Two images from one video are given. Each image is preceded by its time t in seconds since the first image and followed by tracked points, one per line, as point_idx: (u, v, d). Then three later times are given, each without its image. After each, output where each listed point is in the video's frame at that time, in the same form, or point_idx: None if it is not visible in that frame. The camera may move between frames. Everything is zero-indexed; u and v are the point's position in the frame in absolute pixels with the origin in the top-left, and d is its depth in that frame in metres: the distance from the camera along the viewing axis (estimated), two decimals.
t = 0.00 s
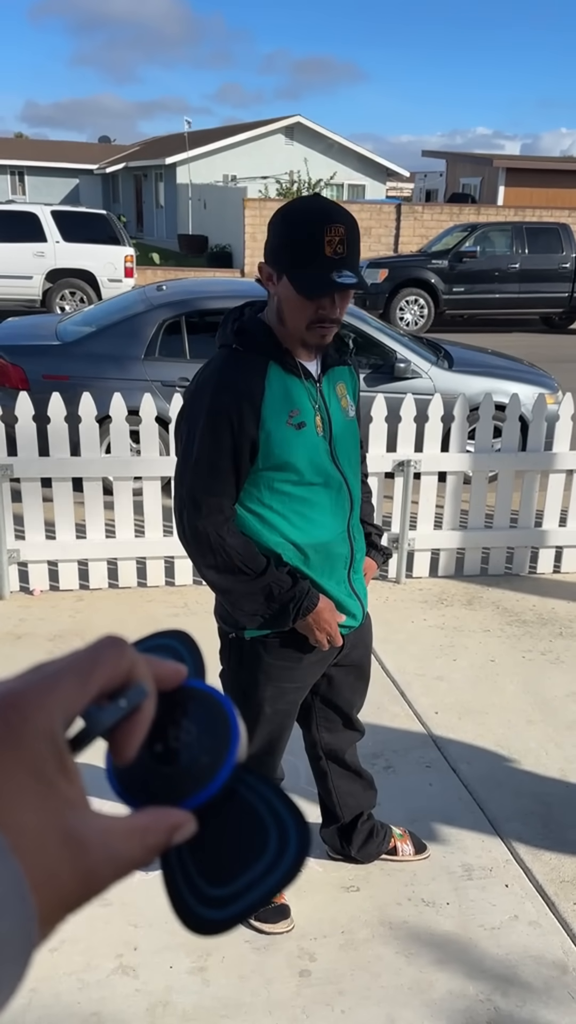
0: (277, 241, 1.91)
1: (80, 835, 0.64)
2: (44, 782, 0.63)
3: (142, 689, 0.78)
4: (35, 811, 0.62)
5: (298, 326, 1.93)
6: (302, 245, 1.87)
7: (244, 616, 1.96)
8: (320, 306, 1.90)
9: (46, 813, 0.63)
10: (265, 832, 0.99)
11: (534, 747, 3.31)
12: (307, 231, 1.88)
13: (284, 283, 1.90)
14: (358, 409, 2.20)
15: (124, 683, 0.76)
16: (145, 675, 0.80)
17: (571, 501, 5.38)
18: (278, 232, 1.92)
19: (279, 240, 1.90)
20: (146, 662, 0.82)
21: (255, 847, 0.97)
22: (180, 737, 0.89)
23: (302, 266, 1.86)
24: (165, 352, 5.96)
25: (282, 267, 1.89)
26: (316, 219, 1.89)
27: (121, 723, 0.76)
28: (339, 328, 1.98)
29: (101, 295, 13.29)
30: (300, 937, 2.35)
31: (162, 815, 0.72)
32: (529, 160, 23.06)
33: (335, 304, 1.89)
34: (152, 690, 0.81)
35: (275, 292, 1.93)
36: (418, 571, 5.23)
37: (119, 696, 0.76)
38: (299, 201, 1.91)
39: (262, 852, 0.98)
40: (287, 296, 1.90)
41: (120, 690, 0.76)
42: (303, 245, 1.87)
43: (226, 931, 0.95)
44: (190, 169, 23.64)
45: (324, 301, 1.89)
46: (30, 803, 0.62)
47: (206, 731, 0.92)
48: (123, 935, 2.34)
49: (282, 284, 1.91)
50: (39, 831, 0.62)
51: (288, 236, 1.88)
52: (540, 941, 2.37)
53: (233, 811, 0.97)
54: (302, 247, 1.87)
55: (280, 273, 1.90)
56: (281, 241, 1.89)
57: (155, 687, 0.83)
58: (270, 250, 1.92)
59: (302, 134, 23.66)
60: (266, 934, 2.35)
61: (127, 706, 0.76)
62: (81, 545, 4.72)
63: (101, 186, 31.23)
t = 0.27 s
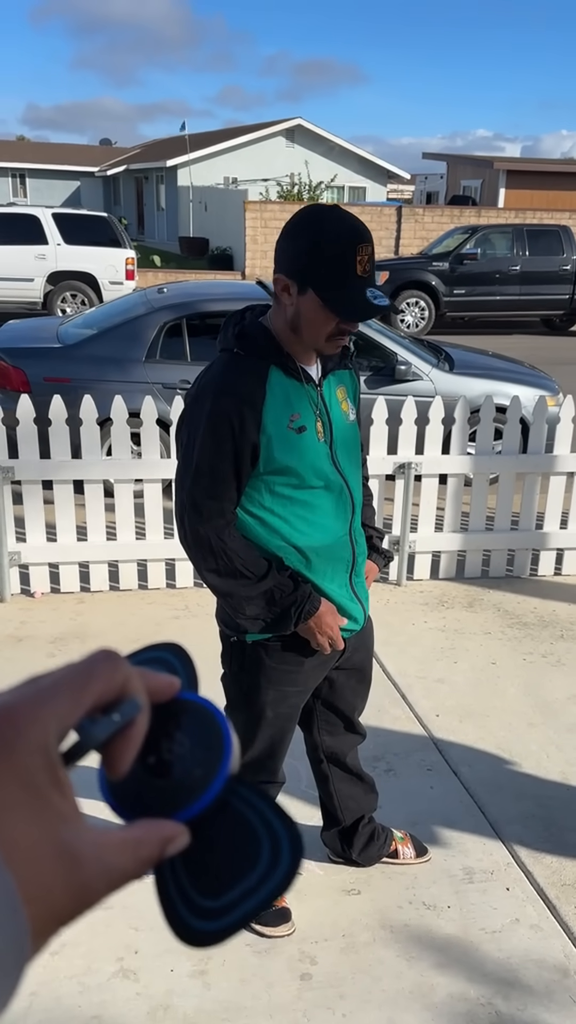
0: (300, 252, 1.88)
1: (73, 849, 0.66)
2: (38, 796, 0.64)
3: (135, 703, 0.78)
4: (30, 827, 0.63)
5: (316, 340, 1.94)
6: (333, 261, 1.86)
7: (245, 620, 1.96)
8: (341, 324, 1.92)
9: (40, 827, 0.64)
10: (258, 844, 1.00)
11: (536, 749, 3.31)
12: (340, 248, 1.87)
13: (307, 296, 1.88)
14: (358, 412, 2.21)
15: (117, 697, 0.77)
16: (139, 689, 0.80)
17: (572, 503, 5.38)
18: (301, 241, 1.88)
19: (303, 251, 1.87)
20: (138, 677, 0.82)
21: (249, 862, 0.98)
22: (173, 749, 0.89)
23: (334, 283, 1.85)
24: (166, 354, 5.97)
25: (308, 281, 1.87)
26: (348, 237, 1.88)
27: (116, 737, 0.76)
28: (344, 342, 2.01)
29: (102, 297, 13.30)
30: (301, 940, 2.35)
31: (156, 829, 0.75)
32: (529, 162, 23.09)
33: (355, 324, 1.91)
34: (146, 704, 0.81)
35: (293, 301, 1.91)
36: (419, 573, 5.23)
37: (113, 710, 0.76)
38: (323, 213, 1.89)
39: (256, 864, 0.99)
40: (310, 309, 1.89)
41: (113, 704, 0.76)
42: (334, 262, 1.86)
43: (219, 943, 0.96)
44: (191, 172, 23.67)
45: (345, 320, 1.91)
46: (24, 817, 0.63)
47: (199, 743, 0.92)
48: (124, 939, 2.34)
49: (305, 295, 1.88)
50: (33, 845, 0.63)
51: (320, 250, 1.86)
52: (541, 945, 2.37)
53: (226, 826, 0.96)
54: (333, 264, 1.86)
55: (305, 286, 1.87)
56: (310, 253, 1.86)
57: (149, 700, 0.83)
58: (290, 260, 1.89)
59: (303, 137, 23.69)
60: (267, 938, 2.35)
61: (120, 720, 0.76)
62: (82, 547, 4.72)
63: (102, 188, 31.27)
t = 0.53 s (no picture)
0: (310, 260, 1.88)
1: (83, 857, 0.68)
2: (48, 803, 0.66)
3: (148, 711, 0.79)
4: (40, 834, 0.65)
5: (324, 348, 1.95)
6: (344, 271, 1.87)
7: (246, 625, 1.96)
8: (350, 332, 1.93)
9: (50, 835, 0.66)
10: (269, 852, 1.02)
11: (537, 754, 3.30)
12: (352, 258, 1.88)
13: (317, 305, 1.89)
14: (360, 416, 2.21)
15: (130, 705, 0.78)
16: (151, 697, 0.81)
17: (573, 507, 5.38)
18: (311, 250, 1.89)
19: (313, 259, 1.87)
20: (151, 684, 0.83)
21: (260, 871, 0.99)
22: (183, 756, 0.92)
23: (347, 293, 1.87)
24: (168, 358, 5.97)
25: (319, 289, 1.87)
26: (359, 246, 1.90)
27: (127, 745, 0.77)
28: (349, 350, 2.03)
29: (104, 301, 13.32)
30: (302, 945, 2.34)
31: (165, 836, 0.77)
32: (530, 165, 23.11)
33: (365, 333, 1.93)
34: (158, 712, 0.81)
35: (303, 308, 1.91)
36: (420, 577, 5.23)
37: (125, 718, 0.77)
38: (333, 222, 1.90)
39: (267, 873, 1.00)
40: (320, 316, 1.90)
41: (125, 712, 0.77)
42: (346, 272, 1.87)
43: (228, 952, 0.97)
44: (193, 176, 23.72)
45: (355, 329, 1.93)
46: (35, 825, 0.65)
47: (207, 750, 0.95)
48: (125, 943, 2.33)
49: (316, 303, 1.89)
50: (44, 852, 0.65)
51: (333, 259, 1.87)
52: (542, 950, 2.36)
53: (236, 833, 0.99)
54: (345, 274, 1.87)
55: (315, 295, 1.88)
56: (322, 261, 1.87)
57: (160, 707, 0.83)
58: (299, 267, 1.89)
59: (304, 141, 23.73)
60: (268, 942, 2.35)
61: (132, 728, 0.77)
62: (83, 551, 4.72)
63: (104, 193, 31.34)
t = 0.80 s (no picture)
0: (309, 265, 1.88)
1: (69, 909, 0.70)
2: (36, 857, 0.68)
3: (137, 763, 0.80)
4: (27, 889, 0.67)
5: (324, 353, 1.95)
6: (343, 275, 1.87)
7: (248, 631, 1.96)
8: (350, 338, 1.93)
9: (39, 888, 0.68)
10: (252, 901, 0.95)
11: (539, 760, 3.30)
12: (352, 264, 1.88)
13: (316, 310, 1.89)
14: (362, 423, 2.21)
15: (119, 757, 0.78)
16: (140, 749, 0.81)
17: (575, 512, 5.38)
18: (311, 255, 1.89)
19: (313, 264, 1.88)
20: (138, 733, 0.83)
21: (241, 917, 0.94)
22: (169, 804, 0.89)
23: (346, 299, 1.86)
24: (169, 363, 5.98)
25: (318, 294, 1.87)
26: (359, 252, 1.90)
27: (116, 797, 0.78)
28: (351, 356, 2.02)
29: (106, 305, 13.36)
30: (303, 952, 2.34)
31: (151, 885, 0.78)
32: (531, 170, 23.16)
33: (365, 338, 1.93)
34: (147, 763, 0.82)
35: (303, 314, 1.91)
36: (421, 582, 5.22)
37: (115, 770, 0.78)
38: (334, 227, 1.90)
39: (249, 921, 0.94)
40: (320, 323, 1.90)
41: (116, 764, 0.78)
42: (345, 276, 1.87)
43: (209, 1003, 0.92)
44: (195, 181, 23.79)
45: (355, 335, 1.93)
46: (23, 880, 0.67)
47: (194, 798, 0.91)
48: (126, 950, 2.33)
49: (316, 308, 1.89)
50: (31, 905, 0.67)
51: (332, 266, 1.87)
52: (544, 957, 2.35)
53: (215, 882, 0.93)
54: (344, 279, 1.87)
55: (314, 299, 1.88)
56: (322, 268, 1.87)
57: (148, 756, 0.84)
58: (300, 273, 1.90)
59: (305, 146, 23.79)
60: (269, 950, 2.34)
61: (122, 780, 0.77)
62: (85, 556, 4.72)
63: (106, 198, 31.42)
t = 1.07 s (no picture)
0: (307, 268, 1.89)
1: (50, 916, 0.73)
2: (19, 867, 0.72)
3: (119, 771, 0.82)
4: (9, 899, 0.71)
5: (322, 357, 1.95)
6: (341, 278, 1.88)
7: (249, 636, 1.96)
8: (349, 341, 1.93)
9: (20, 896, 0.72)
10: (231, 907, 0.96)
11: (540, 764, 3.30)
12: (349, 267, 1.89)
13: (314, 313, 1.90)
14: (364, 426, 2.21)
15: (101, 764, 0.81)
16: (122, 756, 0.84)
17: None
18: (309, 259, 1.90)
19: (311, 267, 1.89)
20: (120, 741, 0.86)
21: (218, 922, 0.94)
22: (150, 810, 0.90)
23: (344, 301, 1.87)
24: (170, 367, 5.99)
25: (316, 297, 1.88)
26: (357, 256, 1.91)
27: (98, 805, 0.81)
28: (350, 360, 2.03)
29: (107, 310, 13.38)
30: (304, 957, 2.33)
31: (131, 891, 0.81)
32: (531, 175, 23.20)
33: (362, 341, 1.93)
34: (128, 770, 0.84)
35: (301, 318, 1.92)
36: (422, 586, 5.22)
37: (97, 777, 0.80)
38: (332, 232, 1.92)
39: (228, 927, 0.95)
40: (318, 326, 1.90)
41: (97, 772, 0.80)
42: (343, 279, 1.88)
43: (188, 1010, 0.92)
44: (196, 186, 23.85)
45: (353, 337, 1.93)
46: (6, 889, 0.71)
47: (176, 805, 0.92)
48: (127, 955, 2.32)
49: (313, 312, 1.90)
50: (13, 913, 0.71)
51: (330, 269, 1.88)
52: (546, 962, 2.35)
53: (194, 888, 0.94)
54: (341, 282, 1.88)
55: (312, 302, 1.89)
56: (320, 271, 1.88)
57: (130, 764, 0.86)
58: (298, 276, 1.91)
59: (306, 151, 23.84)
60: (271, 954, 2.33)
61: (104, 788, 0.80)
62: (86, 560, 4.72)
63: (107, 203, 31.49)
